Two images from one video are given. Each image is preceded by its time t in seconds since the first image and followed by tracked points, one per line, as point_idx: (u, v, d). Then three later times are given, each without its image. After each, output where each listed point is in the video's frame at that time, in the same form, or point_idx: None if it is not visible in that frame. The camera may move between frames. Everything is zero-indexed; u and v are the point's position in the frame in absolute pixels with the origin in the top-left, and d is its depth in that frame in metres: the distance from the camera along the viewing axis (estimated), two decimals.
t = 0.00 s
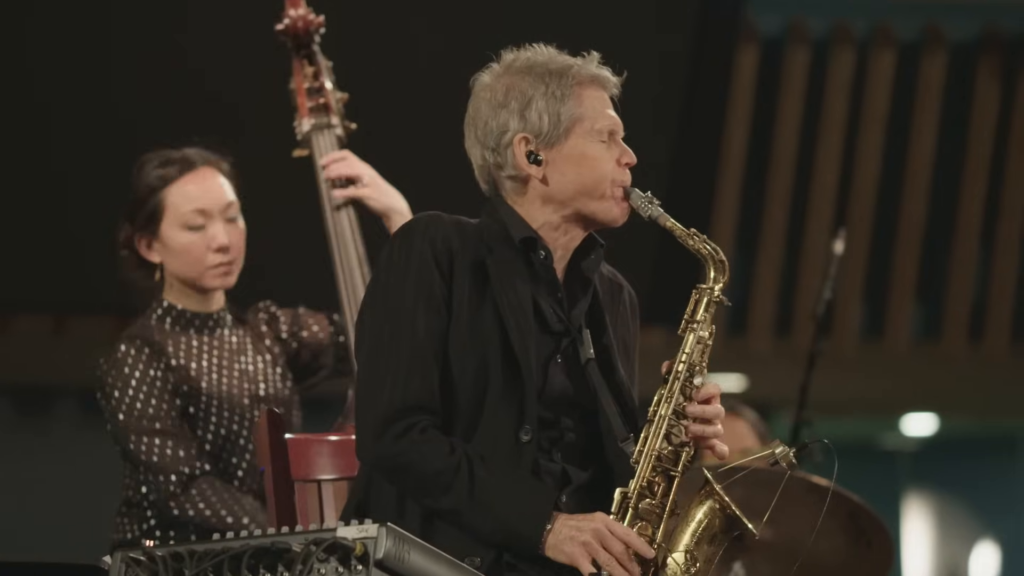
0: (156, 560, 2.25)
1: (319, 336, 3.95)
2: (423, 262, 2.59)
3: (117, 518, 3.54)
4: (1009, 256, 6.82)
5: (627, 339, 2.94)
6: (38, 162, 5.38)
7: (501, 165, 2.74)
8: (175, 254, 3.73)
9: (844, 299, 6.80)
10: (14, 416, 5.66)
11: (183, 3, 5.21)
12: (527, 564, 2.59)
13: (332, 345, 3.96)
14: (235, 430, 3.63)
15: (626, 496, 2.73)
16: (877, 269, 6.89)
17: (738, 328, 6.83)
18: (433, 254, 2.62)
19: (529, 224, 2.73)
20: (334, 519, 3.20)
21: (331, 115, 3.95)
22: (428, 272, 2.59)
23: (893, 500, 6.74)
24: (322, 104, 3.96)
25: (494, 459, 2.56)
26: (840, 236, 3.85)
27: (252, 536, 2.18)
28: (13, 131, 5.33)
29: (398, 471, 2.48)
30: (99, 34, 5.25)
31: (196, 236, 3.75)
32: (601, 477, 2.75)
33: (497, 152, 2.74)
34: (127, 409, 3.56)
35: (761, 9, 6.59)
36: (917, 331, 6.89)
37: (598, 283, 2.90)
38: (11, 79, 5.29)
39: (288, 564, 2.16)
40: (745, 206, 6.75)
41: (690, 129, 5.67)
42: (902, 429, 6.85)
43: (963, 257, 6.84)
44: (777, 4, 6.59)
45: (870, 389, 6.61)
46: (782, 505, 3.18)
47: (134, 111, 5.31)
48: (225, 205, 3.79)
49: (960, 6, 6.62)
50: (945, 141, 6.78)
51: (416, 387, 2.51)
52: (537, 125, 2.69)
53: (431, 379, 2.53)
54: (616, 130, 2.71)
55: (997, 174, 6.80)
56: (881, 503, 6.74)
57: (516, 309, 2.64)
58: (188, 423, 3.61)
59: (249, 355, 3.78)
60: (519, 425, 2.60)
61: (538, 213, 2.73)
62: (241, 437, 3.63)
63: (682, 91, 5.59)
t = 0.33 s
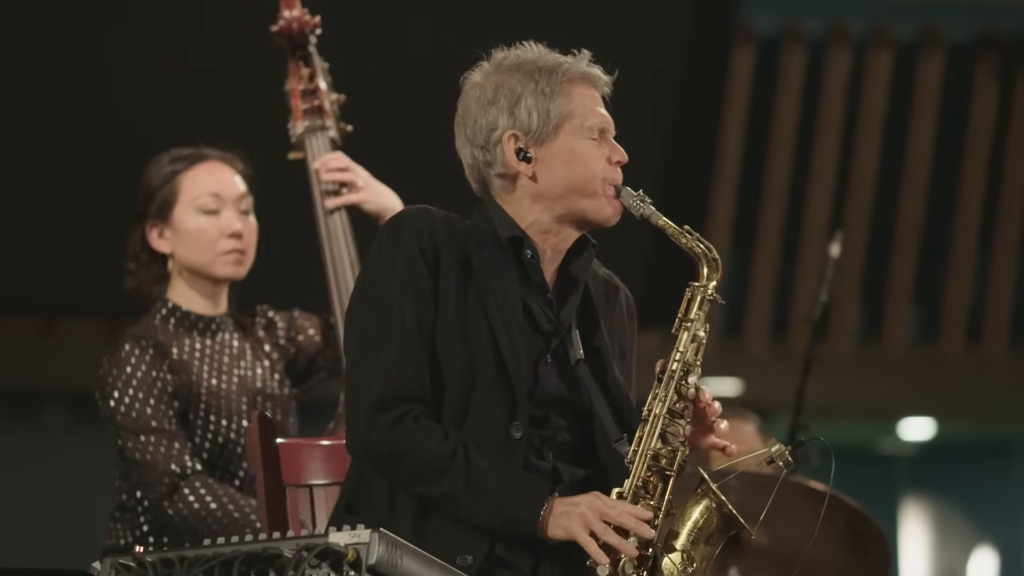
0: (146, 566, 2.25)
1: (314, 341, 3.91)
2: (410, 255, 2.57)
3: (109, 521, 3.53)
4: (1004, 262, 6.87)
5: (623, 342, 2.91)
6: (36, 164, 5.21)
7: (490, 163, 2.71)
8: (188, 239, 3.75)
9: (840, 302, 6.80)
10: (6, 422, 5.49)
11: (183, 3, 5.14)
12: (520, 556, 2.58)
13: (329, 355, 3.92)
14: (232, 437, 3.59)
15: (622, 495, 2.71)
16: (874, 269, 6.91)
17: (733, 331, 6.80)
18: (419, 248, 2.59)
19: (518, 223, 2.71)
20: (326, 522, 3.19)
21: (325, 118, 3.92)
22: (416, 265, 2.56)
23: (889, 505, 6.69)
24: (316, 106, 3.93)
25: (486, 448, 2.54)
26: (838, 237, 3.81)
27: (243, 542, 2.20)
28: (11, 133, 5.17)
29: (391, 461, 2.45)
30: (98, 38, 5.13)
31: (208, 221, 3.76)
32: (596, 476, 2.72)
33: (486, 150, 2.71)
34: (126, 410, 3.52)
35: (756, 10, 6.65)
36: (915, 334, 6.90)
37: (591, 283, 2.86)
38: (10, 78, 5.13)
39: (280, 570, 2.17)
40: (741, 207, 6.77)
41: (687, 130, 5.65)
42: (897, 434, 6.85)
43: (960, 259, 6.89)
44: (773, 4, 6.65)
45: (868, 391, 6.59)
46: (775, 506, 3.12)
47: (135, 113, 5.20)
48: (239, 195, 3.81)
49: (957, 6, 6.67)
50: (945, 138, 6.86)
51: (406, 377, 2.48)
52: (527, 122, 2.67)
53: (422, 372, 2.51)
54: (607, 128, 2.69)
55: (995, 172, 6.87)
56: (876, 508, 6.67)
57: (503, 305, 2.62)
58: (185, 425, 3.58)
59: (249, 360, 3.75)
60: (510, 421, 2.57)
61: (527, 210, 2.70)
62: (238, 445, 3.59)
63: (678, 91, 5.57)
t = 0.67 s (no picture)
0: (134, 571, 2.22)
1: (293, 351, 3.92)
2: (405, 254, 2.54)
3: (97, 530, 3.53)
4: (1000, 265, 6.92)
5: (618, 347, 2.88)
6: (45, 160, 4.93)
7: (487, 162, 2.70)
8: (193, 243, 3.73)
9: (835, 303, 6.80)
10: None
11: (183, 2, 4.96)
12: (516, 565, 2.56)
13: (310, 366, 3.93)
14: (216, 439, 3.59)
15: (618, 501, 2.69)
16: (869, 273, 6.93)
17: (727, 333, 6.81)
18: (414, 247, 2.56)
19: (514, 225, 2.68)
20: (316, 526, 3.14)
21: (321, 119, 3.94)
22: (411, 264, 2.54)
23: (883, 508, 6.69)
24: (311, 107, 3.95)
25: (480, 452, 2.52)
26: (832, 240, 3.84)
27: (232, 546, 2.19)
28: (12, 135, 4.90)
29: (386, 462, 2.42)
30: (98, 39, 4.92)
31: (217, 231, 3.76)
32: (589, 481, 2.70)
33: (483, 150, 2.70)
34: (108, 423, 3.51)
35: (751, 9, 6.66)
36: (911, 335, 6.89)
37: (587, 286, 2.84)
38: (10, 74, 4.87)
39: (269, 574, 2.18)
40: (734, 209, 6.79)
41: (683, 131, 5.61)
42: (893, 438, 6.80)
43: (956, 261, 6.90)
44: (768, 4, 6.66)
45: (863, 394, 6.57)
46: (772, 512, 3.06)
47: (146, 113, 4.98)
48: (245, 214, 3.82)
49: (953, 5, 6.74)
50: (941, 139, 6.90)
51: (402, 378, 2.45)
52: (525, 122, 2.66)
53: (418, 372, 2.48)
54: (605, 130, 2.68)
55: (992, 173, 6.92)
56: (871, 510, 6.68)
57: (499, 309, 2.58)
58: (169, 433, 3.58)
59: (225, 360, 3.74)
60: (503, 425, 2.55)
61: (525, 211, 2.68)
62: (222, 449, 3.59)
63: (672, 90, 5.56)
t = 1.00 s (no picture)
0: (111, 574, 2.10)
1: (286, 354, 3.88)
2: (402, 251, 2.61)
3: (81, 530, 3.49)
4: (992, 259, 6.93)
5: (613, 349, 2.91)
6: (50, 161, 4.84)
7: (480, 160, 2.77)
8: (123, 247, 3.64)
9: (826, 302, 6.85)
10: None
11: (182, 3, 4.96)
12: (505, 571, 2.55)
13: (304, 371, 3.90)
14: (200, 440, 3.57)
15: (608, 503, 2.69)
16: (860, 272, 6.93)
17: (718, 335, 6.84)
18: (410, 241, 2.64)
19: (510, 223, 2.75)
20: (301, 527, 3.10)
21: (310, 117, 3.92)
22: (408, 259, 2.61)
23: (875, 510, 6.73)
24: (302, 105, 3.93)
25: (474, 452, 2.56)
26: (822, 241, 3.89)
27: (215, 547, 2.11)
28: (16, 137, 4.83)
29: (380, 459, 2.47)
30: (98, 39, 4.89)
31: (141, 227, 3.66)
32: (583, 483, 2.74)
33: (476, 148, 2.77)
34: (85, 433, 3.45)
35: (742, 7, 6.69)
36: (902, 337, 6.93)
37: (583, 288, 2.89)
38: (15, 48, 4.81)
39: None
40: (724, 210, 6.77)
41: (670, 130, 5.62)
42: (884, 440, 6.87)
43: (946, 263, 6.95)
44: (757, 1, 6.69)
45: (856, 395, 6.63)
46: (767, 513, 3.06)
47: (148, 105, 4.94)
48: (171, 197, 3.70)
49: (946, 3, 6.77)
50: (932, 141, 6.91)
51: (400, 375, 2.51)
52: (515, 120, 2.72)
53: (415, 370, 2.53)
54: (599, 129, 2.73)
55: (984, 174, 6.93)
56: (861, 514, 6.71)
57: (495, 308, 2.64)
58: (152, 436, 3.55)
59: (212, 360, 3.72)
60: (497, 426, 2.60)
61: (517, 209, 2.75)
62: (206, 449, 3.56)
63: (661, 87, 5.56)
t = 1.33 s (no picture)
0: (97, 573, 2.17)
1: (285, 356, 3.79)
2: (388, 250, 2.58)
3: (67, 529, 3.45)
4: (985, 261, 6.93)
5: (602, 347, 2.89)
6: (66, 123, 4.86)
7: (470, 157, 2.74)
8: (98, 248, 3.60)
9: (817, 300, 6.82)
10: None
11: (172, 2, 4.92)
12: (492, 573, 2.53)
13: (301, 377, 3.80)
14: (190, 441, 3.49)
15: (598, 504, 2.66)
16: (851, 279, 6.94)
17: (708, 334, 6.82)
18: (397, 242, 2.61)
19: (499, 220, 2.72)
20: (287, 529, 3.07)
21: (296, 112, 3.87)
22: (393, 258, 2.58)
23: (867, 511, 6.73)
24: (287, 100, 3.89)
25: (460, 454, 2.54)
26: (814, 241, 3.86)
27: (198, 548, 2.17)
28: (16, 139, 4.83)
29: (366, 463, 2.45)
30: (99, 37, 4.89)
31: (113, 225, 3.61)
32: (572, 484, 2.71)
33: (466, 145, 2.74)
34: (74, 427, 3.39)
35: None
36: (894, 334, 6.91)
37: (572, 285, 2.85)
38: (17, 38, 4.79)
39: None
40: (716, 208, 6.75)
41: (656, 129, 5.63)
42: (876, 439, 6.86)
43: (939, 261, 6.91)
44: None
45: (852, 394, 6.57)
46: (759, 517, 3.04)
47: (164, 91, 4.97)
48: (143, 192, 3.65)
49: None
50: (923, 141, 6.91)
51: (384, 377, 2.48)
52: (508, 117, 2.69)
53: (400, 371, 2.51)
54: (592, 125, 2.71)
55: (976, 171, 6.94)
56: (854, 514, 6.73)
57: (482, 306, 2.61)
58: (141, 434, 3.47)
59: (207, 355, 3.64)
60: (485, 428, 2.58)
61: (508, 208, 2.72)
62: (195, 449, 3.48)
63: (650, 85, 5.54)
